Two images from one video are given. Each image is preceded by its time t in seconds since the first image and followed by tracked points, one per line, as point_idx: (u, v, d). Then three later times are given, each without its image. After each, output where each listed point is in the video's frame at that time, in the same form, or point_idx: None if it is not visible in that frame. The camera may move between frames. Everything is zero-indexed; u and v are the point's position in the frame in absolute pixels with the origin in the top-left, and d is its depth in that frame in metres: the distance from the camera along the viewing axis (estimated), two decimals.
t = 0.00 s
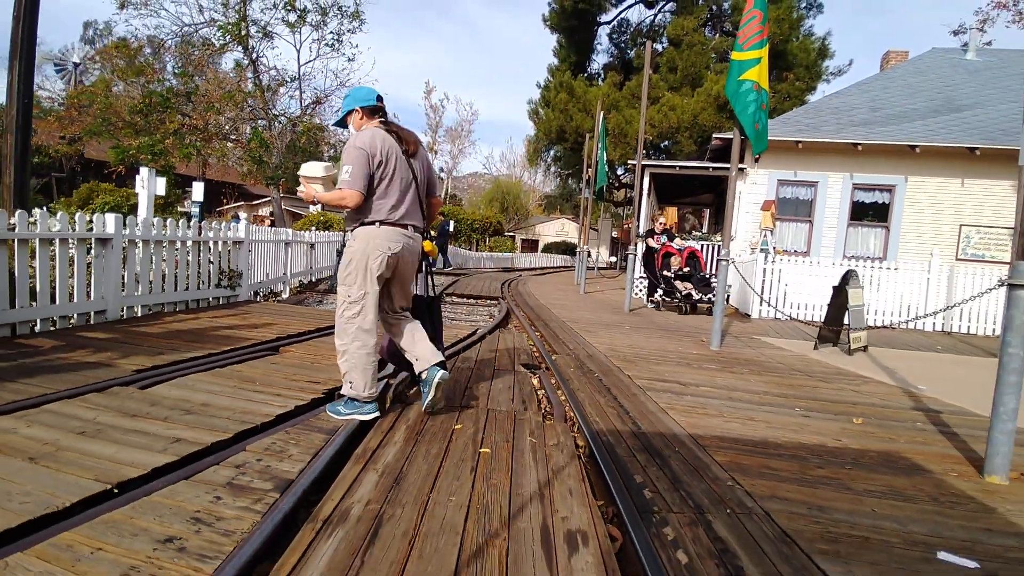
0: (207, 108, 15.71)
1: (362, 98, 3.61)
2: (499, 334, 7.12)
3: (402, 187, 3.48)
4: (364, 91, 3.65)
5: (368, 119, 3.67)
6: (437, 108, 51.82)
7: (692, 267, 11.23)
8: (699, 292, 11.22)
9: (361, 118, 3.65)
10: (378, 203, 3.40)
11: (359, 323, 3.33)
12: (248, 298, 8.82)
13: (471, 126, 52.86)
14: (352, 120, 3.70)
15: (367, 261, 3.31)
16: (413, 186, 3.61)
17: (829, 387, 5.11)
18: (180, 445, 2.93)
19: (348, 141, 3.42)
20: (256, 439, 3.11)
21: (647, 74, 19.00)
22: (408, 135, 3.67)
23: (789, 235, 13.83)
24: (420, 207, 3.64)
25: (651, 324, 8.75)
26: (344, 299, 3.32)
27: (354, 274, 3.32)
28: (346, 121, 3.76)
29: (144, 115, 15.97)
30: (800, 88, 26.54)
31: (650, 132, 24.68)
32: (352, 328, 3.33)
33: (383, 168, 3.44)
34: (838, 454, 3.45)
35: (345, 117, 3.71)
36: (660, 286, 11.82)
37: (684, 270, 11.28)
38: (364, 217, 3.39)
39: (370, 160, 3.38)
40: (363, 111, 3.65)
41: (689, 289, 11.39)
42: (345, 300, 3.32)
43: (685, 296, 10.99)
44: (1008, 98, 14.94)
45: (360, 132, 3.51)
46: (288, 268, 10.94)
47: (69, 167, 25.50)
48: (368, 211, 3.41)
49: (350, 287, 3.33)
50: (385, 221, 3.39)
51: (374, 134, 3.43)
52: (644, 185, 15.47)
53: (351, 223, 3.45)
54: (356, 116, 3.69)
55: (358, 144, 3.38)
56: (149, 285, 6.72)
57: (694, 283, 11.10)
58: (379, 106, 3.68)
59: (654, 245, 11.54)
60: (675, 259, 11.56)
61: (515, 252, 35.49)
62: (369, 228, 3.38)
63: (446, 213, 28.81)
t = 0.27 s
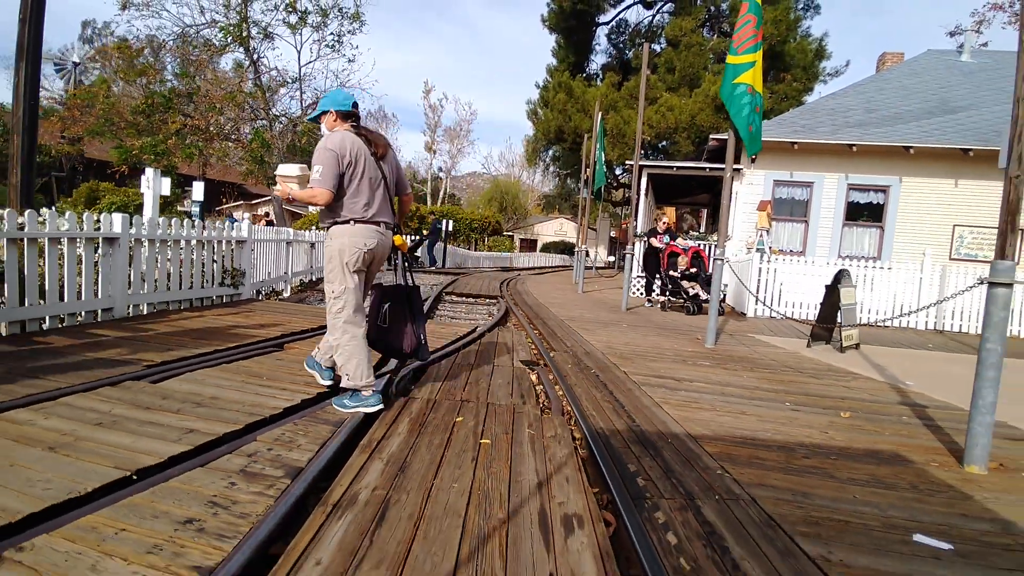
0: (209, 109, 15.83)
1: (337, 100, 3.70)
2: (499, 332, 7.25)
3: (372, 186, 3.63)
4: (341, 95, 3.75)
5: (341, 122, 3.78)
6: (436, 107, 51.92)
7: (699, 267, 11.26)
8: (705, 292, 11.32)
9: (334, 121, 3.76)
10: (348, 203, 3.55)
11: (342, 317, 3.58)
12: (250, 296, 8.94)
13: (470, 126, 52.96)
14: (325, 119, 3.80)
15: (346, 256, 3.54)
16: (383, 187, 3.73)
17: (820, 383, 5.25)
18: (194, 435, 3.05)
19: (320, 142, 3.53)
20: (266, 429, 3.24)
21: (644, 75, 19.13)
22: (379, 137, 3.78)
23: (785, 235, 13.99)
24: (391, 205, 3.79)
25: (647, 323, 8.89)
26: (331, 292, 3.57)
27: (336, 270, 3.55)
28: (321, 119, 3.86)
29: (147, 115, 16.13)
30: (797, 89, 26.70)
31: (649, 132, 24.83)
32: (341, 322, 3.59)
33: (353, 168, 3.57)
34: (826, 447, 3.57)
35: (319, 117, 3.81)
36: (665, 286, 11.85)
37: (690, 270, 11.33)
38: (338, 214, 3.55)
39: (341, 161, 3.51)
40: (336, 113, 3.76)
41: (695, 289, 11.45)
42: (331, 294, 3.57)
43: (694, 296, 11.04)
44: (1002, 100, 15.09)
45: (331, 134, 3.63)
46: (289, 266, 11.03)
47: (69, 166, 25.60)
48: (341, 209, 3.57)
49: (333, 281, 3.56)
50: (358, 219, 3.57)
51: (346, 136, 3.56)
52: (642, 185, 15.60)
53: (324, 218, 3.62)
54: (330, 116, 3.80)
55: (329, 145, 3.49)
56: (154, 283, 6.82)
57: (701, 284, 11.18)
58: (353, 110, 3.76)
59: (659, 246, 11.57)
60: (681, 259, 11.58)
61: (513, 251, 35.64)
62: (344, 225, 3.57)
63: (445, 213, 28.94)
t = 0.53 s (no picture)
0: (211, 110, 15.95)
1: (323, 109, 4.04)
2: (498, 330, 7.38)
3: (351, 191, 3.98)
4: (325, 105, 4.10)
5: (324, 130, 4.12)
6: (435, 107, 52.01)
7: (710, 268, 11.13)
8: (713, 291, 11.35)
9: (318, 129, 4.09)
10: (331, 205, 3.88)
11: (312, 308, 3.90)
12: (253, 296, 9.08)
13: (469, 125, 53.05)
14: (308, 126, 4.14)
15: (321, 254, 3.85)
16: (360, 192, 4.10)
17: (811, 379, 5.39)
18: (207, 427, 3.19)
19: (305, 149, 3.86)
20: (275, 422, 3.38)
21: (642, 76, 19.27)
22: (358, 147, 4.15)
23: (781, 235, 14.14)
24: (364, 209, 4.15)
25: (644, 321, 9.03)
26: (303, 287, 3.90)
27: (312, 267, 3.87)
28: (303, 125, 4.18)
29: (150, 116, 16.26)
30: (794, 89, 26.83)
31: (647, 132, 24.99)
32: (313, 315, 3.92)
33: (335, 173, 3.91)
34: (814, 438, 3.72)
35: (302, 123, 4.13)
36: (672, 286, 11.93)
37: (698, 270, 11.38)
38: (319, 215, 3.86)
39: (325, 167, 3.85)
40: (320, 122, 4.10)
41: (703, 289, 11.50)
42: (303, 287, 3.89)
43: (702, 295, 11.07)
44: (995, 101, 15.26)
45: (315, 141, 3.96)
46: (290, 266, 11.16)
47: (70, 166, 25.70)
48: (323, 211, 3.89)
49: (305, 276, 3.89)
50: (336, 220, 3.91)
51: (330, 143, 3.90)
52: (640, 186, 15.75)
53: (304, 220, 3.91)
54: (313, 124, 4.13)
55: (315, 151, 3.83)
56: (160, 283, 6.96)
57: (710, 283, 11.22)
58: (335, 120, 4.12)
59: (667, 246, 11.71)
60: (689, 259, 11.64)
61: (512, 251, 35.77)
62: (324, 227, 3.89)
63: (444, 213, 29.05)
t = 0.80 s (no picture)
0: (211, 111, 16.07)
1: (305, 111, 4.33)
2: (497, 329, 7.52)
3: (334, 187, 4.25)
4: (308, 107, 4.38)
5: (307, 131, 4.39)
6: (433, 107, 52.13)
7: (720, 268, 10.97)
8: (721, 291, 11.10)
9: (301, 129, 4.36)
10: (316, 200, 4.14)
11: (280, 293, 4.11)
12: (255, 295, 9.20)
13: (467, 126, 53.17)
14: (293, 126, 4.39)
15: (300, 246, 4.06)
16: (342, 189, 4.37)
17: (802, 376, 5.54)
18: (219, 420, 3.32)
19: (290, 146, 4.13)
20: (283, 416, 3.51)
21: (639, 77, 19.42)
22: (339, 146, 4.45)
23: (777, 235, 14.30)
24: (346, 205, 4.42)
25: (641, 320, 9.17)
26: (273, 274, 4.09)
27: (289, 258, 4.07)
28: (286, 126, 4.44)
29: (151, 117, 16.36)
30: (791, 91, 27.00)
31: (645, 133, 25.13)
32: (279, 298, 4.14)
33: (319, 170, 4.18)
34: (802, 432, 3.86)
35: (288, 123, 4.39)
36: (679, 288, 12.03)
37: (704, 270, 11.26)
38: (304, 209, 4.09)
39: (309, 164, 4.11)
40: (303, 123, 4.37)
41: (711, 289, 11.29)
42: (274, 273, 4.08)
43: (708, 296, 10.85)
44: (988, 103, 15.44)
45: (300, 140, 4.23)
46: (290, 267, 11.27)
47: (70, 166, 25.78)
48: (307, 205, 4.14)
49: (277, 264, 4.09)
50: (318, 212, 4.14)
51: (314, 142, 4.18)
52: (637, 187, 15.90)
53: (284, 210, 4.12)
54: (297, 125, 4.39)
55: (301, 150, 4.10)
56: (165, 282, 7.08)
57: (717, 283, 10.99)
58: (318, 120, 4.41)
59: (673, 246, 11.88)
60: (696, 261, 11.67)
61: (510, 251, 35.90)
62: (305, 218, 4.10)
63: (442, 213, 29.18)
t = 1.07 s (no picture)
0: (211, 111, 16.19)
1: (281, 116, 4.54)
2: (496, 327, 7.66)
3: (308, 192, 4.51)
4: (283, 111, 4.59)
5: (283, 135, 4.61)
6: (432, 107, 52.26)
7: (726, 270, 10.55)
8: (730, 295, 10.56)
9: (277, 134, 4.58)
10: (292, 204, 4.40)
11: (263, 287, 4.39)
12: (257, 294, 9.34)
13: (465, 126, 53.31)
14: (269, 130, 4.62)
15: (277, 245, 4.35)
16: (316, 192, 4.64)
17: (792, 372, 5.69)
18: (229, 412, 3.46)
19: (268, 153, 4.37)
20: (291, 408, 3.65)
21: (636, 78, 19.58)
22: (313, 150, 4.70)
23: (772, 235, 14.46)
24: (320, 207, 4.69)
25: (637, 319, 9.32)
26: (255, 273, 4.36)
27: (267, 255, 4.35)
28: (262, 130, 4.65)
29: (151, 118, 16.49)
30: (788, 91, 27.14)
31: (642, 133, 25.29)
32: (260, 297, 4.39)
33: (295, 176, 4.44)
34: (791, 424, 4.00)
35: (263, 127, 4.60)
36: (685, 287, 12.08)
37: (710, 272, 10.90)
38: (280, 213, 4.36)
39: (285, 171, 4.37)
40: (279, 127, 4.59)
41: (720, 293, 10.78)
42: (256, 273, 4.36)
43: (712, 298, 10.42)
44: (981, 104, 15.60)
45: (277, 146, 4.47)
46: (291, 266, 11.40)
47: (71, 166, 25.91)
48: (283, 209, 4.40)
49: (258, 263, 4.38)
50: (292, 216, 4.43)
51: (290, 148, 4.43)
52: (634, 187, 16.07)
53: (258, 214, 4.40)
54: (272, 129, 4.61)
55: (278, 156, 4.35)
56: (169, 281, 7.21)
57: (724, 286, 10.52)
58: (294, 124, 4.63)
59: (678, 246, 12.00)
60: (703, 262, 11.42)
61: (509, 251, 36.06)
62: (279, 221, 4.39)
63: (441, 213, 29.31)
